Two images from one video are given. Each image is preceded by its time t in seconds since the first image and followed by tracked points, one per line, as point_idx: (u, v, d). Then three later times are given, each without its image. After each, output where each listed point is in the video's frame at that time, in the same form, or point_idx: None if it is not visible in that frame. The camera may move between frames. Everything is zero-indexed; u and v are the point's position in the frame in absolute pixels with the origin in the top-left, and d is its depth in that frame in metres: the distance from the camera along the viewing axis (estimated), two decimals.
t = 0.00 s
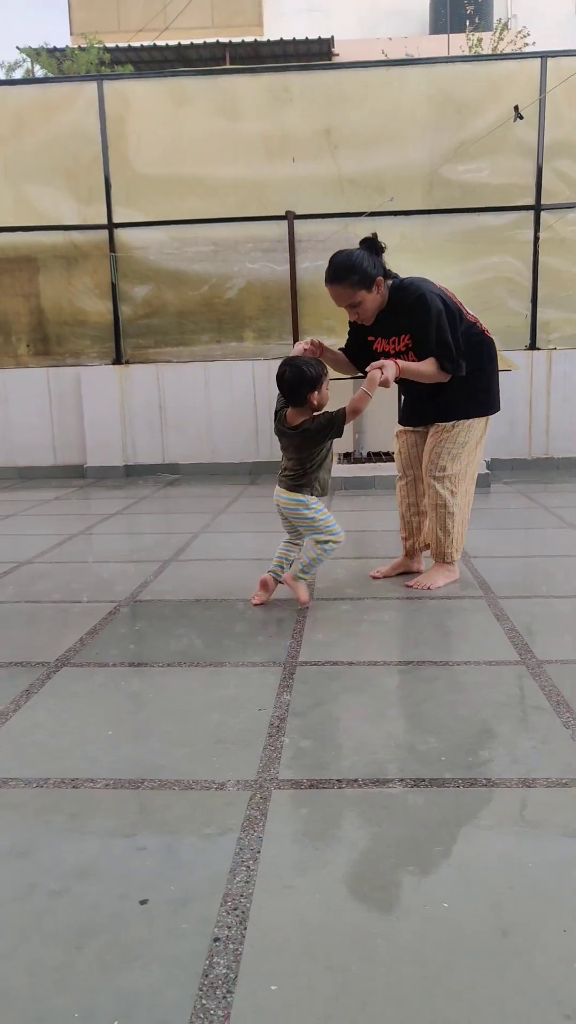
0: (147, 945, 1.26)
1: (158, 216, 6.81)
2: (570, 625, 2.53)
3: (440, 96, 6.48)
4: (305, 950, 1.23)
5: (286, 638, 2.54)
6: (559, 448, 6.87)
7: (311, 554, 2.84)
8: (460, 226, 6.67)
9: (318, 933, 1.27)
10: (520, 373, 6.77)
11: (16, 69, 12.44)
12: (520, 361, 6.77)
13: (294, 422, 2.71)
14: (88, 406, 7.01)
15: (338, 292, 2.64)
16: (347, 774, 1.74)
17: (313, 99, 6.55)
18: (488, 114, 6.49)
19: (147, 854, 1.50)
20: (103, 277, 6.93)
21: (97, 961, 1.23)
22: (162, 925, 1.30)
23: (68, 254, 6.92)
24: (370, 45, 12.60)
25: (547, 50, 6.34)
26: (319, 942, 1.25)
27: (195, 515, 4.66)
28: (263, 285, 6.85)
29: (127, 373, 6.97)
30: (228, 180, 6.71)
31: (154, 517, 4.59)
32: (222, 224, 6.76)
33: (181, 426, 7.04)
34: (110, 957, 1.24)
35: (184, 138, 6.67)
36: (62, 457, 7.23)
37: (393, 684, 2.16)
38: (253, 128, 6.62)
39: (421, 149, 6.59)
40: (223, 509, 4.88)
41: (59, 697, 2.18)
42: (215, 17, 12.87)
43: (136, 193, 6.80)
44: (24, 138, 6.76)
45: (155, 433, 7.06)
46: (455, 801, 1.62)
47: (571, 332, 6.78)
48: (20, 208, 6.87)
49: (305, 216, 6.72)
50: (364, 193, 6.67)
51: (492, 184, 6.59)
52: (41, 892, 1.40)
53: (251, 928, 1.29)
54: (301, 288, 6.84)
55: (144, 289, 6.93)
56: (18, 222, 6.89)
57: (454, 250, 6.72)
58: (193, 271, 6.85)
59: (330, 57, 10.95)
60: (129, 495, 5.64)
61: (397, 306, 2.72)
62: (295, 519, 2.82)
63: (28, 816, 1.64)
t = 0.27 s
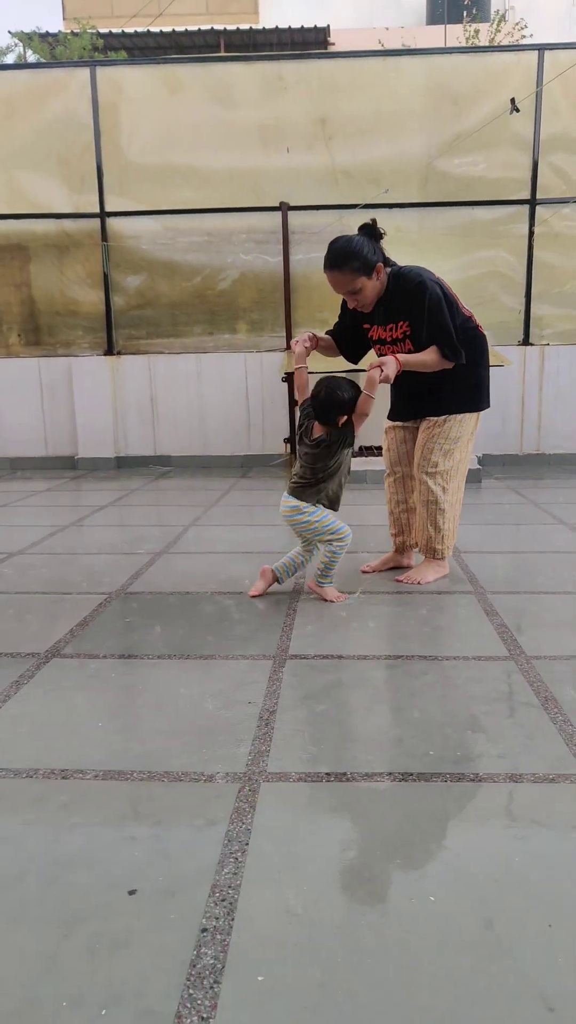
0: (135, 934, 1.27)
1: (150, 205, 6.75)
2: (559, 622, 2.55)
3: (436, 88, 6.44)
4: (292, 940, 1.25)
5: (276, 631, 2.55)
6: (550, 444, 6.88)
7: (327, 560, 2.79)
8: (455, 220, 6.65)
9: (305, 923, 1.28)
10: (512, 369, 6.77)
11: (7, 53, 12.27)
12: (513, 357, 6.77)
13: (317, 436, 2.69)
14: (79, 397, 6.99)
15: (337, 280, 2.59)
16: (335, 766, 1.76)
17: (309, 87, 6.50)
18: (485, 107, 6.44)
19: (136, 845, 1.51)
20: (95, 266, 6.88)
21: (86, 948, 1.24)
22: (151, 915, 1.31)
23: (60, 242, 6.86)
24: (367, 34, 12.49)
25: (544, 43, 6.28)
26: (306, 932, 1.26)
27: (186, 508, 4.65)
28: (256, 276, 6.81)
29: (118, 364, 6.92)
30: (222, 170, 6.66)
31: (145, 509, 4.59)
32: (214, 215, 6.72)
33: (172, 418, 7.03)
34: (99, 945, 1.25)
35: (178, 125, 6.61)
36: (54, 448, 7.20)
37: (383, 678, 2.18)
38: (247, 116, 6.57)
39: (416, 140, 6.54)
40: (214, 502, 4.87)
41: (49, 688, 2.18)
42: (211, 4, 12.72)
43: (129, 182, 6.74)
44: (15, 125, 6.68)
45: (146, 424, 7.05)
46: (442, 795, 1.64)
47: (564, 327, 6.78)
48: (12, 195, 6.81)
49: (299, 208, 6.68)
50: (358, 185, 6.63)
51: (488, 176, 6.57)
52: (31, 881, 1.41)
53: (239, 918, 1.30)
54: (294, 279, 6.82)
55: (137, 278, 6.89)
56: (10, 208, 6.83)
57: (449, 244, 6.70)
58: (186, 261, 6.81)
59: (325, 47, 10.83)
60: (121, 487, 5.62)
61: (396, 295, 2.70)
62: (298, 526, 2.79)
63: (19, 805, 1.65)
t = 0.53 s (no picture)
0: (129, 910, 1.28)
1: (145, 182, 6.69)
2: (552, 605, 2.55)
3: (437, 61, 6.34)
4: (284, 916, 1.26)
5: (270, 611, 2.56)
6: (547, 426, 6.87)
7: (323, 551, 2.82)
8: (454, 198, 6.59)
9: (297, 900, 1.30)
10: (510, 350, 6.72)
11: None
12: (512, 337, 6.71)
13: (304, 426, 2.69)
14: (74, 376, 6.92)
15: (325, 276, 2.57)
16: (328, 746, 1.77)
17: (307, 61, 6.39)
18: (486, 82, 6.36)
19: (129, 822, 1.52)
20: (90, 244, 6.83)
21: (80, 924, 1.25)
22: (144, 891, 1.32)
23: (55, 219, 6.80)
24: (365, 6, 12.28)
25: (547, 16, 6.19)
26: (298, 908, 1.28)
27: (182, 488, 4.65)
28: (253, 254, 6.76)
29: (114, 345, 6.87)
30: (219, 145, 6.58)
31: (139, 489, 4.58)
32: (210, 192, 6.65)
33: (167, 399, 6.99)
34: (92, 921, 1.26)
35: (174, 100, 6.52)
36: (48, 426, 7.17)
37: (375, 659, 2.19)
38: (245, 90, 6.47)
39: (416, 116, 6.46)
40: (210, 482, 4.87)
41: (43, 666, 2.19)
42: None
43: (125, 157, 6.66)
44: (9, 97, 6.59)
45: (141, 404, 7.01)
46: (434, 775, 1.65)
47: (563, 308, 6.75)
48: (6, 170, 6.73)
49: (296, 185, 6.62)
50: (357, 161, 6.56)
51: (488, 153, 6.49)
52: (24, 857, 1.42)
53: (231, 895, 1.31)
54: (291, 260, 6.78)
55: (132, 256, 6.83)
56: (4, 184, 6.75)
57: (448, 223, 6.64)
58: (181, 239, 6.76)
59: (323, 18, 10.66)
60: (116, 466, 5.62)
61: (385, 282, 2.67)
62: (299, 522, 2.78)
63: (12, 782, 1.65)
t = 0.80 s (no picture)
0: (123, 907, 1.27)
1: (152, 176, 6.68)
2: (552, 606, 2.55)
3: (444, 64, 6.36)
4: (279, 915, 1.25)
5: (268, 608, 2.55)
6: (546, 428, 6.88)
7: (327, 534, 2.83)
8: (458, 200, 6.61)
9: (292, 899, 1.29)
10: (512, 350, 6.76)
11: (9, 17, 12.08)
12: (513, 337, 6.76)
13: (296, 390, 2.69)
14: (77, 368, 6.95)
15: (318, 273, 2.57)
16: (325, 745, 1.76)
17: (314, 61, 6.41)
18: (491, 84, 6.37)
19: (125, 818, 1.51)
20: (94, 239, 6.82)
21: (73, 920, 1.24)
22: (138, 888, 1.31)
23: (59, 213, 6.80)
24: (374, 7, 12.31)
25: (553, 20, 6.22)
26: (293, 907, 1.27)
27: (183, 483, 4.64)
28: (257, 251, 6.76)
29: (116, 337, 6.90)
30: (224, 143, 6.58)
31: (140, 483, 4.57)
32: (215, 189, 6.66)
33: (169, 391, 7.00)
34: (86, 917, 1.25)
35: (180, 97, 6.52)
36: (49, 420, 7.16)
37: (374, 658, 2.18)
38: (251, 88, 6.48)
39: (422, 116, 6.48)
40: (211, 478, 4.87)
41: (40, 660, 2.17)
42: None
43: (130, 153, 6.67)
44: (17, 91, 6.59)
45: (142, 396, 7.02)
46: (431, 775, 1.64)
47: (564, 312, 6.76)
48: (11, 164, 6.73)
49: (301, 184, 6.63)
50: (361, 161, 6.57)
51: (492, 157, 6.51)
52: (19, 852, 1.41)
53: (226, 893, 1.31)
54: (295, 258, 6.77)
55: (136, 251, 6.82)
56: (9, 178, 6.75)
57: (452, 224, 6.66)
58: (185, 236, 6.75)
59: (331, 18, 10.70)
60: (117, 461, 5.61)
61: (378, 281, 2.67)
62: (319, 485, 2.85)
63: (8, 777, 1.64)
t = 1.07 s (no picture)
0: (124, 907, 1.28)
1: (150, 175, 6.67)
2: (552, 605, 2.55)
3: (442, 61, 6.34)
4: (279, 915, 1.25)
5: (268, 607, 2.55)
6: (546, 426, 6.87)
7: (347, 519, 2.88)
8: (457, 197, 6.59)
9: (293, 898, 1.29)
10: (510, 350, 6.74)
11: (7, 17, 12.06)
12: (511, 337, 6.74)
13: (307, 390, 2.81)
14: (74, 368, 6.93)
15: (316, 257, 2.59)
16: (325, 744, 1.76)
17: (312, 59, 6.39)
18: (491, 80, 6.35)
19: (126, 818, 1.51)
20: (93, 237, 6.81)
21: (75, 920, 1.25)
22: (140, 888, 1.32)
23: (58, 212, 6.79)
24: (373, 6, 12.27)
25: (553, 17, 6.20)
26: (294, 906, 1.27)
27: (183, 483, 4.65)
28: (255, 250, 6.76)
29: (114, 336, 6.90)
30: (223, 140, 6.57)
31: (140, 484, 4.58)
32: (214, 187, 6.65)
33: (168, 390, 6.99)
34: (87, 916, 1.26)
35: (178, 95, 6.51)
36: (48, 420, 7.16)
37: (374, 658, 2.18)
38: (249, 87, 6.46)
39: (421, 113, 6.46)
40: (210, 478, 4.87)
41: (41, 661, 2.18)
42: None
43: (128, 151, 6.66)
44: (14, 90, 6.57)
45: (141, 394, 7.01)
46: (431, 775, 1.64)
47: (564, 310, 6.75)
48: (9, 163, 6.72)
49: (300, 181, 6.61)
50: (360, 159, 6.55)
51: (491, 154, 6.49)
52: (20, 853, 1.41)
53: (227, 892, 1.31)
54: (294, 256, 6.76)
55: (134, 251, 6.82)
56: (7, 177, 6.74)
57: (451, 222, 6.65)
58: (184, 234, 6.75)
59: (330, 17, 10.67)
60: (116, 461, 5.61)
61: (378, 270, 2.67)
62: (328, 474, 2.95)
63: (8, 778, 1.65)
